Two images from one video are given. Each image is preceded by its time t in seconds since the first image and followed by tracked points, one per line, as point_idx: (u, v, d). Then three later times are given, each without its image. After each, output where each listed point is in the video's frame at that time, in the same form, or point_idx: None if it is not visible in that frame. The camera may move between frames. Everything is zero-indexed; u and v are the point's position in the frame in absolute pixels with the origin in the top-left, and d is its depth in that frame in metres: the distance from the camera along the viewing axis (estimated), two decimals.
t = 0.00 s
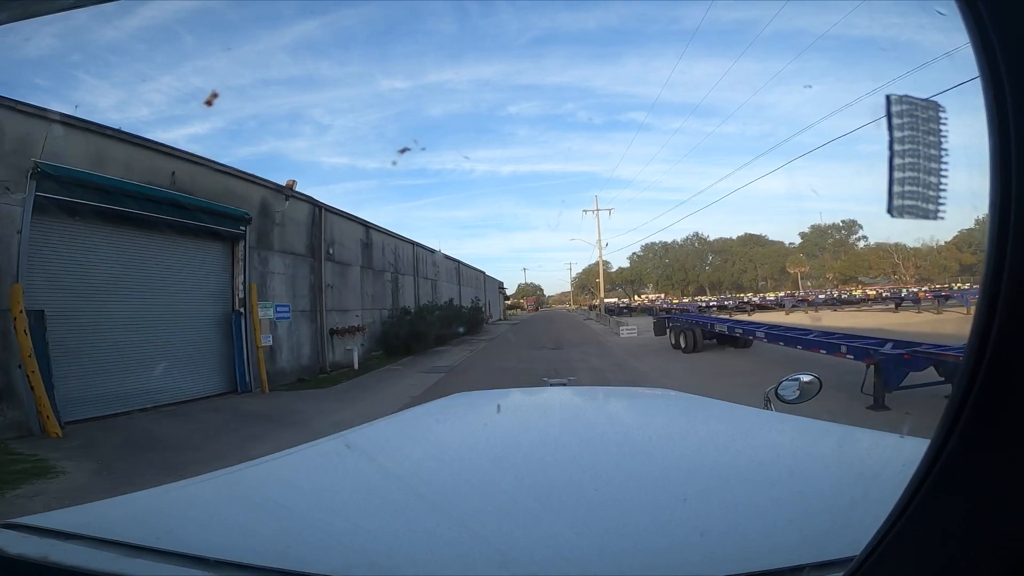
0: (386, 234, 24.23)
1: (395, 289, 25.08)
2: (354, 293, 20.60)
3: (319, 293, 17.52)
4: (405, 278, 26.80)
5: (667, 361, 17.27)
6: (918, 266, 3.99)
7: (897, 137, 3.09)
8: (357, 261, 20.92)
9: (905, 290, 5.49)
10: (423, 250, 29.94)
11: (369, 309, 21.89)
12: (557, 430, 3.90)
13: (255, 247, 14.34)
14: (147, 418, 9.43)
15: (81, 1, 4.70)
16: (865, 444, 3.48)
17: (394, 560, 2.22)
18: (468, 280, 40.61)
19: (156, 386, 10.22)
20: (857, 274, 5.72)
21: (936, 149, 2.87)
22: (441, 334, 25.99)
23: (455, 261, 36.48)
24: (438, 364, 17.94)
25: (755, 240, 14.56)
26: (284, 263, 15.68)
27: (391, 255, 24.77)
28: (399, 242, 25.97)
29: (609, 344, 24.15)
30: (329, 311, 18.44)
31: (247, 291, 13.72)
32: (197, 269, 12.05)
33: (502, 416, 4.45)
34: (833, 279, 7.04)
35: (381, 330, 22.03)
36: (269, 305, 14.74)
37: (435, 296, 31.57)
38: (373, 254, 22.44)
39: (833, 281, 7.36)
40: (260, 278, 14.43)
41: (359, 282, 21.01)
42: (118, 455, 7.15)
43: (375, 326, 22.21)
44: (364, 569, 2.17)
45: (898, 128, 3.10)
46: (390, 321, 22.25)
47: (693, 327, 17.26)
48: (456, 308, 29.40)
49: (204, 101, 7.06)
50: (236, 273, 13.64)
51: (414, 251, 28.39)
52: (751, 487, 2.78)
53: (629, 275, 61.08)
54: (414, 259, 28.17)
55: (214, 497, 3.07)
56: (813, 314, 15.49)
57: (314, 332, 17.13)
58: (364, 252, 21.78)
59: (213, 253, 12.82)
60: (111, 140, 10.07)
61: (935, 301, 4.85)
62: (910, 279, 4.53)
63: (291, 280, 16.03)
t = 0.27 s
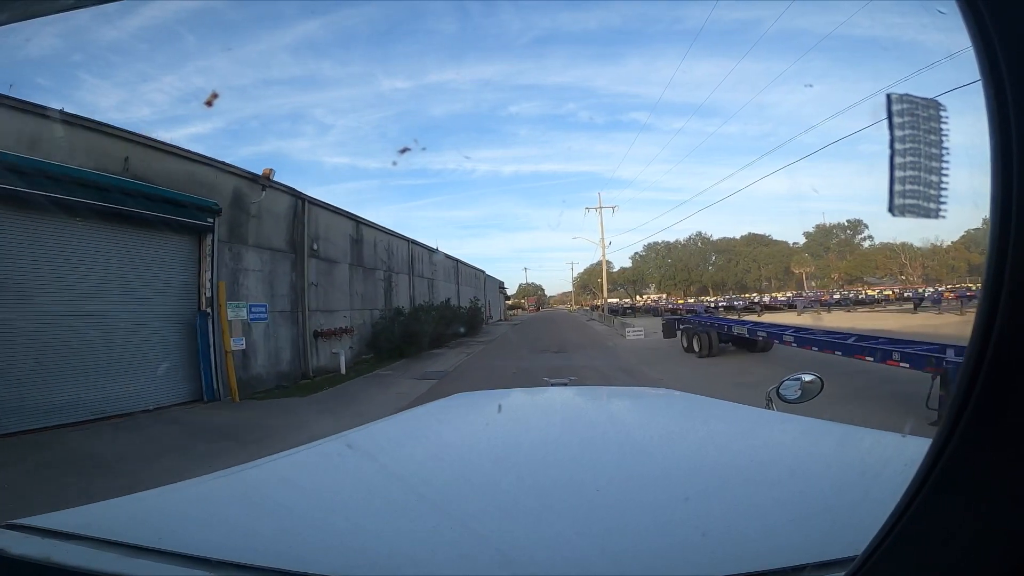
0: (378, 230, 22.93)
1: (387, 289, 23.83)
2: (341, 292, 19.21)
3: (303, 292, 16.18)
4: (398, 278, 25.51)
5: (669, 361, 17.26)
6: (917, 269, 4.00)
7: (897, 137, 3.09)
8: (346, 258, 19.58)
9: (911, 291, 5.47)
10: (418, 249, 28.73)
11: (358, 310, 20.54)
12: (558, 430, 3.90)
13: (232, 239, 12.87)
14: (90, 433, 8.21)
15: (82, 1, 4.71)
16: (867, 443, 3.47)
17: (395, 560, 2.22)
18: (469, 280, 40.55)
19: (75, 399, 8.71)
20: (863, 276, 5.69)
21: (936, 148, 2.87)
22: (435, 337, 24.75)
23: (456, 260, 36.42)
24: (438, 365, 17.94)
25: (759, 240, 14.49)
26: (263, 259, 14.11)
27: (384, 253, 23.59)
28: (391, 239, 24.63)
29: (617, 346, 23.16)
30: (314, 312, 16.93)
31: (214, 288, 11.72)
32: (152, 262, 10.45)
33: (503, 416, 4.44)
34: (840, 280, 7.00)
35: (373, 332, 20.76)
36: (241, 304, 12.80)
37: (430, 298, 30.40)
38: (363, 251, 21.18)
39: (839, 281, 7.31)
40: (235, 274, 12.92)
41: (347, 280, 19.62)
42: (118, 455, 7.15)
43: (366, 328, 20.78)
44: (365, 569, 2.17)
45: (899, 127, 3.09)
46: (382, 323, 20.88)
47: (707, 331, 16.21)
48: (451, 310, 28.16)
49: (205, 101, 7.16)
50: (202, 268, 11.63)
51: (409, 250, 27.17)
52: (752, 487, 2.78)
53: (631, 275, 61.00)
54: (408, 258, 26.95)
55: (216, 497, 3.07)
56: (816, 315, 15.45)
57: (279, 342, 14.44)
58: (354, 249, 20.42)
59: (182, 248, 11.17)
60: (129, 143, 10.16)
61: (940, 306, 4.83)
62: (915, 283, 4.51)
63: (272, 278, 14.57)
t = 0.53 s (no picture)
0: (367, 226, 21.88)
1: (377, 290, 22.70)
2: (325, 292, 18.09)
3: (281, 292, 15.11)
4: (389, 278, 24.41)
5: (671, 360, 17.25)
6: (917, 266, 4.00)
7: (898, 136, 3.09)
8: (330, 255, 18.51)
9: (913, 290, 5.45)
10: (411, 247, 27.55)
11: (344, 312, 19.40)
12: (558, 429, 3.89)
13: (197, 233, 11.55)
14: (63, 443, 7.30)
15: (82, 1, 4.72)
16: (867, 442, 3.47)
17: (395, 559, 2.22)
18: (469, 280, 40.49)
19: (49, 409, 7.60)
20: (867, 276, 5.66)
21: (937, 147, 2.87)
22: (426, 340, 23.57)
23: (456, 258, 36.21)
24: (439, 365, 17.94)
25: (761, 239, 14.43)
26: (234, 254, 12.90)
27: (374, 250, 22.52)
28: (382, 237, 23.53)
29: (619, 346, 22.10)
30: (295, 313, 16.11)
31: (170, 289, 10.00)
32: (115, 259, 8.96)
33: (503, 415, 4.44)
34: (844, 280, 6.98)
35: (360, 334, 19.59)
36: (208, 305, 11.48)
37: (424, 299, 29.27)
38: (350, 249, 20.11)
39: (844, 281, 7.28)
40: (203, 271, 11.67)
41: (333, 279, 18.56)
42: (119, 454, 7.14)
43: (352, 330, 19.59)
44: (365, 568, 2.17)
45: (900, 127, 3.09)
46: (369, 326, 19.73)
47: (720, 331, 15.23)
48: (445, 312, 26.94)
49: (208, 101, 7.20)
50: (162, 265, 10.00)
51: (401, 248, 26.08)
52: (752, 486, 2.78)
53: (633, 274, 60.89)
54: (401, 258, 25.90)
55: (217, 496, 3.07)
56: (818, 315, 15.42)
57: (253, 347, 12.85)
58: (341, 247, 19.33)
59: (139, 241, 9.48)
60: (123, 140, 9.78)
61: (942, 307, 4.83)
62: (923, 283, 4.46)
63: (244, 276, 13.41)
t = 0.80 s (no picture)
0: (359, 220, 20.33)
1: (370, 289, 21.24)
2: (309, 289, 16.58)
3: (258, 289, 13.68)
4: (384, 275, 22.90)
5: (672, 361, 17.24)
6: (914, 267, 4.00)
7: (897, 137, 3.08)
8: (316, 249, 17.00)
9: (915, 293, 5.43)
10: (408, 244, 26.11)
11: (332, 312, 17.96)
12: (561, 431, 3.89)
13: (152, 222, 10.54)
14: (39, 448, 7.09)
15: (82, 5, 4.74)
16: (868, 444, 3.47)
17: (396, 562, 2.22)
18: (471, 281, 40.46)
19: None
20: (868, 278, 5.65)
21: (937, 148, 2.86)
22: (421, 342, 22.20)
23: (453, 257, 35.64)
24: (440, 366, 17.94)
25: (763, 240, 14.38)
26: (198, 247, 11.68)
27: (366, 246, 21.06)
28: (376, 231, 21.99)
29: (626, 348, 20.86)
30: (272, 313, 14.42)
31: (122, 283, 9.24)
32: (57, 250, 8.34)
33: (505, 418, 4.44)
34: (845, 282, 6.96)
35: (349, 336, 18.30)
36: (164, 304, 10.60)
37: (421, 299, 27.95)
38: (340, 243, 18.61)
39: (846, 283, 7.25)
40: (157, 264, 10.57)
41: (318, 275, 16.85)
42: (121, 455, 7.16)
43: (340, 330, 18.27)
44: (367, 571, 2.17)
45: (899, 128, 3.08)
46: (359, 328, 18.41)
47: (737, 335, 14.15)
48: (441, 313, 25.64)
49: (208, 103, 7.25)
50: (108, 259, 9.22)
51: (397, 244, 24.62)
52: (754, 488, 2.77)
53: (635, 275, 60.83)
54: (398, 255, 24.51)
55: (219, 499, 3.07)
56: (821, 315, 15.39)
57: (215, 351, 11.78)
58: (328, 241, 17.80)
59: (85, 230, 8.92)
60: (125, 137, 9.82)
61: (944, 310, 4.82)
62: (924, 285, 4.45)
63: (211, 271, 12.12)
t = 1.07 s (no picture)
0: (346, 215, 19.19)
1: (358, 289, 20.11)
2: (288, 289, 15.43)
3: (228, 289, 12.50)
4: (373, 273, 21.70)
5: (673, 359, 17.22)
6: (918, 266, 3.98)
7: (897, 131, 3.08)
8: (296, 245, 15.81)
9: (918, 293, 5.41)
10: (399, 242, 24.94)
11: (315, 313, 16.81)
12: (563, 429, 3.90)
13: (100, 213, 8.90)
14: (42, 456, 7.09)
15: (78, 6, 4.74)
16: (871, 438, 3.47)
17: (401, 561, 2.24)
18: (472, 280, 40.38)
19: None
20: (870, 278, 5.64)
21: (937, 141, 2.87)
22: (414, 344, 21.06)
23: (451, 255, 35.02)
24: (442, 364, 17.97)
25: (765, 238, 14.34)
26: (157, 243, 10.17)
27: (354, 243, 19.88)
28: (363, 227, 20.78)
29: (633, 351, 19.66)
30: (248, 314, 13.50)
31: None
32: None
33: (506, 416, 4.45)
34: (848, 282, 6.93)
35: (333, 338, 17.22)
36: (113, 306, 8.82)
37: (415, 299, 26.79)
38: (324, 239, 17.47)
39: (849, 284, 7.22)
40: (106, 260, 8.96)
41: (299, 273, 15.89)
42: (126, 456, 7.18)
43: (325, 331, 17.23)
44: (371, 570, 2.19)
45: (898, 122, 3.09)
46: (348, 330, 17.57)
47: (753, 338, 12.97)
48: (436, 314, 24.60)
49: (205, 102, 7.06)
50: (46, 252, 7.34)
51: (387, 242, 23.43)
52: (757, 485, 2.78)
53: (637, 274, 60.73)
54: (388, 253, 23.39)
55: (223, 500, 3.08)
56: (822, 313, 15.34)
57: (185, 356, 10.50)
58: (309, 237, 16.66)
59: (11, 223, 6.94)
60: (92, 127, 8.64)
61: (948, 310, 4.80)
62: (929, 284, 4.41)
63: (174, 269, 10.78)
